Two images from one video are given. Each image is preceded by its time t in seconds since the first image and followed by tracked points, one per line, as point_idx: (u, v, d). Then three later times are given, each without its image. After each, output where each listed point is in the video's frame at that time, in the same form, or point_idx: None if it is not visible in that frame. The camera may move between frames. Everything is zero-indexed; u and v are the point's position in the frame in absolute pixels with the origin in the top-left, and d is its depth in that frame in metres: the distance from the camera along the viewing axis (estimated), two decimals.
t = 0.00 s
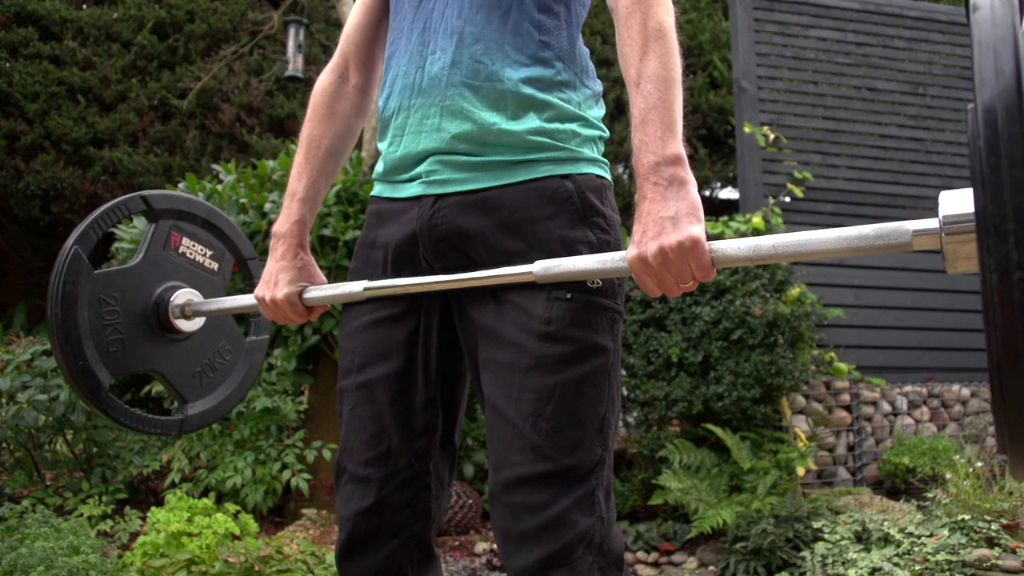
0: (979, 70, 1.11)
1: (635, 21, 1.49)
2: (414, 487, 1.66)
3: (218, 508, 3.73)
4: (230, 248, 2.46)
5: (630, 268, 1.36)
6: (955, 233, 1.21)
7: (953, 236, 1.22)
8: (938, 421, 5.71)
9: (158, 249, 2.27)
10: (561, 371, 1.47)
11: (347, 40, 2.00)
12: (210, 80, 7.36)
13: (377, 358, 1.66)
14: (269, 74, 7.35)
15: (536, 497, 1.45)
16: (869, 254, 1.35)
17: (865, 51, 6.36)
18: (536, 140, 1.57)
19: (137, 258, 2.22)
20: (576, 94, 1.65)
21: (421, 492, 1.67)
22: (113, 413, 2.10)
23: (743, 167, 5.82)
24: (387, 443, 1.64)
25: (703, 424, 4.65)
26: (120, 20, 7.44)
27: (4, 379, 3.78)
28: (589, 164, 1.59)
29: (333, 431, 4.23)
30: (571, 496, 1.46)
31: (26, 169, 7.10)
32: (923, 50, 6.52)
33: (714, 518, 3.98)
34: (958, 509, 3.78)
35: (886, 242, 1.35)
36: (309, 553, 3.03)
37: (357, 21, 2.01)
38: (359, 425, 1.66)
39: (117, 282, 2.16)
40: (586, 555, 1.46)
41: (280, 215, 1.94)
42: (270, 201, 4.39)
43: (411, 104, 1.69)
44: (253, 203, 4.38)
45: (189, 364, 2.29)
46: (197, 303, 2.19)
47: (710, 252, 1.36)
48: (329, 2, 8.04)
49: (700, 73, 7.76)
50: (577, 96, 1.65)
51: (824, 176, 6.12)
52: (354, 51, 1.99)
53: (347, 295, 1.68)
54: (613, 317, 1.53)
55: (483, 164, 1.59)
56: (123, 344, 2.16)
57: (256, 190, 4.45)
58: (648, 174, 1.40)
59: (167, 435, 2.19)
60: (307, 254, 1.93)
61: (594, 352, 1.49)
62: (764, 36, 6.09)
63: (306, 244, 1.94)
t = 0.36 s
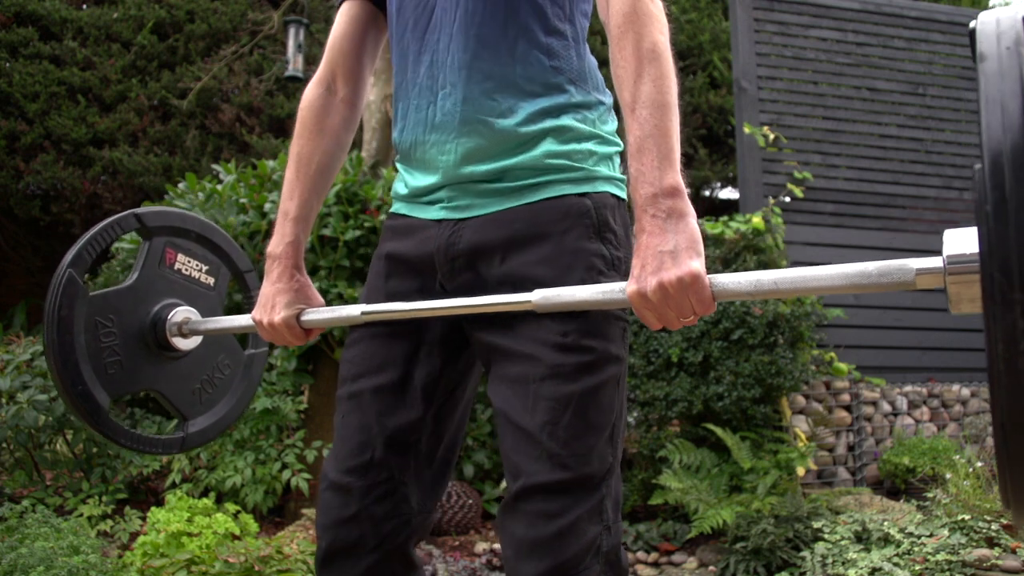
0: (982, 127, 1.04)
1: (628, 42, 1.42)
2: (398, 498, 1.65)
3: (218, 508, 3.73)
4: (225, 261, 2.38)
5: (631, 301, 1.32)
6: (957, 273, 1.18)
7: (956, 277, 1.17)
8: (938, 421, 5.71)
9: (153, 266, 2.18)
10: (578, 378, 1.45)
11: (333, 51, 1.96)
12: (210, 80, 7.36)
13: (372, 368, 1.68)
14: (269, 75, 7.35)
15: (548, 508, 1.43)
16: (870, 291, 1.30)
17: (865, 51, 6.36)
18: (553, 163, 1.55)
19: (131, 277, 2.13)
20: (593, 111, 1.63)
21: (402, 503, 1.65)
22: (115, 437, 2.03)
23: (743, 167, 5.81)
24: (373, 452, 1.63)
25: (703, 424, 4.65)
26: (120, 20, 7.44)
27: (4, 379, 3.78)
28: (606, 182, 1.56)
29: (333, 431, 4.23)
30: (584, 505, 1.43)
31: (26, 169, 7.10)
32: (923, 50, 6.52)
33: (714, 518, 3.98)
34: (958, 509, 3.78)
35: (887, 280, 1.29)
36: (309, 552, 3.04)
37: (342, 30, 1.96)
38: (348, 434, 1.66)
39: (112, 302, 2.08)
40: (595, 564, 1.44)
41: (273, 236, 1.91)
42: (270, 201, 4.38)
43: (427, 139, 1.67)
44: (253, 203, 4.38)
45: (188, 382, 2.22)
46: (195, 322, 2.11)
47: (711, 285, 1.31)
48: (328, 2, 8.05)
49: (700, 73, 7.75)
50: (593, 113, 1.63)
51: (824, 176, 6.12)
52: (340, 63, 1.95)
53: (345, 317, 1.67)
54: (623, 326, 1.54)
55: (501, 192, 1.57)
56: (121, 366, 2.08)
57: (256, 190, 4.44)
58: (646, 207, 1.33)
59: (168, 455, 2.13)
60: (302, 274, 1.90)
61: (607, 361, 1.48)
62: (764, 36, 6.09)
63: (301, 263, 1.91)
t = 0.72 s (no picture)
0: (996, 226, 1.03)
1: (623, 86, 1.37)
2: (398, 491, 1.68)
3: (218, 508, 3.72)
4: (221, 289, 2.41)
5: (632, 361, 1.31)
6: (966, 344, 1.16)
7: (964, 350, 1.17)
8: (938, 421, 5.72)
9: (148, 302, 2.23)
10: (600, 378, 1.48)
11: (314, 85, 1.99)
12: (210, 80, 7.35)
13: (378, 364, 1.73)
14: (269, 75, 7.34)
15: (564, 505, 1.43)
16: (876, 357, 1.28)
17: (865, 51, 6.35)
18: (577, 191, 1.58)
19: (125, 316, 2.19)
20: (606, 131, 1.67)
21: (400, 495, 1.69)
22: (116, 474, 2.11)
23: (743, 167, 5.81)
24: (376, 447, 1.67)
25: (703, 424, 4.65)
26: (120, 20, 7.43)
27: (4, 379, 3.78)
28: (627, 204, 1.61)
29: (333, 431, 4.23)
30: (595, 502, 1.45)
31: (26, 169, 7.10)
32: (923, 50, 6.52)
33: (714, 518, 3.97)
34: (958, 509, 3.79)
35: (894, 347, 1.27)
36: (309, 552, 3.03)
37: (318, 64, 1.99)
38: (350, 429, 1.70)
39: (109, 342, 2.14)
40: (604, 561, 1.46)
41: (268, 276, 1.94)
42: (270, 202, 4.38)
43: (450, 186, 1.72)
44: (253, 203, 4.38)
45: (188, 414, 2.27)
46: (192, 356, 2.16)
47: (714, 345, 1.29)
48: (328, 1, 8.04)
49: (700, 73, 7.74)
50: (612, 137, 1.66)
51: (824, 175, 6.12)
52: (322, 97, 1.99)
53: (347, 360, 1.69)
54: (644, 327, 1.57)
55: (527, 224, 1.61)
56: (120, 405, 2.15)
57: (257, 190, 4.44)
58: (645, 265, 1.31)
59: (170, 487, 2.20)
60: (299, 314, 1.93)
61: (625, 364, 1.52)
62: (764, 36, 6.08)
63: (297, 302, 1.94)
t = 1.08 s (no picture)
0: (1002, 333, 1.07)
1: (616, 148, 1.36)
2: (407, 480, 1.82)
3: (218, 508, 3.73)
4: (216, 324, 2.42)
5: (633, 430, 1.34)
6: (968, 421, 1.26)
7: (967, 431, 1.26)
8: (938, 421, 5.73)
9: (142, 346, 2.24)
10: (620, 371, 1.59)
11: (295, 130, 2.01)
12: (210, 80, 7.35)
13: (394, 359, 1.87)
14: (269, 75, 7.33)
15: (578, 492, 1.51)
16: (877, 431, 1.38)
17: (865, 51, 6.35)
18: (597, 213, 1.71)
19: (119, 362, 2.20)
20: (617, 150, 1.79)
21: (408, 485, 1.82)
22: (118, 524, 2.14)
23: (743, 167, 5.81)
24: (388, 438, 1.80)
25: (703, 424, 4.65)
26: (120, 20, 7.42)
27: (4, 379, 3.79)
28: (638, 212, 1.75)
29: (333, 430, 4.24)
30: (612, 493, 1.53)
31: (26, 169, 7.13)
32: (923, 50, 6.52)
33: (714, 518, 3.98)
34: (958, 509, 3.80)
35: (896, 423, 1.37)
36: (309, 553, 3.03)
37: (297, 107, 2.00)
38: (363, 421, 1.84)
39: (104, 391, 2.15)
40: (621, 551, 1.54)
41: (260, 326, 1.97)
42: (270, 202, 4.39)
43: (473, 227, 1.83)
44: (253, 203, 4.39)
45: (188, 456, 2.30)
46: (190, 402, 2.18)
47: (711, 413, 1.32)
48: None
49: (700, 73, 7.72)
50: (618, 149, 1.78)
51: (824, 175, 6.11)
52: (304, 141, 2.01)
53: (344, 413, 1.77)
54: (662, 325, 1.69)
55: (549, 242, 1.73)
56: (118, 453, 2.17)
57: (257, 190, 4.44)
58: (643, 333, 1.32)
59: (173, 532, 2.24)
60: (294, 363, 1.96)
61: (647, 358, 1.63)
62: (764, 36, 6.06)
63: (291, 351, 1.96)
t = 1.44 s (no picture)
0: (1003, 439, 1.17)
1: (610, 212, 1.38)
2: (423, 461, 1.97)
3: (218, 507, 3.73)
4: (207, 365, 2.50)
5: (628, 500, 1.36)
6: (967, 498, 1.31)
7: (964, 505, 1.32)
8: (937, 421, 5.74)
9: (132, 393, 2.34)
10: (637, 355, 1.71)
11: (279, 180, 2.07)
12: (210, 80, 7.35)
13: (411, 352, 1.99)
14: (270, 74, 7.32)
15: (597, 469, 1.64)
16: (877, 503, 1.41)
17: (865, 51, 6.35)
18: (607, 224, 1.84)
19: (109, 411, 2.29)
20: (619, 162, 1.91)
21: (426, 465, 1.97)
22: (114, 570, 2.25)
23: (743, 167, 5.81)
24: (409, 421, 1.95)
25: (703, 424, 4.64)
26: (120, 20, 7.39)
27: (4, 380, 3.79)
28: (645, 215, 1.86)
29: (334, 430, 4.26)
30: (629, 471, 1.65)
31: (27, 169, 7.15)
32: (923, 50, 6.52)
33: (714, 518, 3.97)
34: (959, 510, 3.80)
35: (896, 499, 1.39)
36: (309, 553, 3.02)
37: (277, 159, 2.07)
38: (382, 406, 1.98)
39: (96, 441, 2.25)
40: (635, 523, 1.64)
41: (251, 377, 2.05)
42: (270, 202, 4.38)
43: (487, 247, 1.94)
44: (253, 203, 4.39)
45: (183, 500, 2.42)
46: (183, 448, 2.29)
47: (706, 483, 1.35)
48: None
49: (700, 73, 7.71)
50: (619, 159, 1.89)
51: (824, 175, 6.11)
52: (287, 193, 2.08)
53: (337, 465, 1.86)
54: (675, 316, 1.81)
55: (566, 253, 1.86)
56: (113, 501, 2.28)
57: (256, 190, 4.44)
58: (637, 402, 1.35)
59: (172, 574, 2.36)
60: (286, 416, 2.04)
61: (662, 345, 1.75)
62: (764, 36, 6.05)
63: (283, 404, 2.05)
